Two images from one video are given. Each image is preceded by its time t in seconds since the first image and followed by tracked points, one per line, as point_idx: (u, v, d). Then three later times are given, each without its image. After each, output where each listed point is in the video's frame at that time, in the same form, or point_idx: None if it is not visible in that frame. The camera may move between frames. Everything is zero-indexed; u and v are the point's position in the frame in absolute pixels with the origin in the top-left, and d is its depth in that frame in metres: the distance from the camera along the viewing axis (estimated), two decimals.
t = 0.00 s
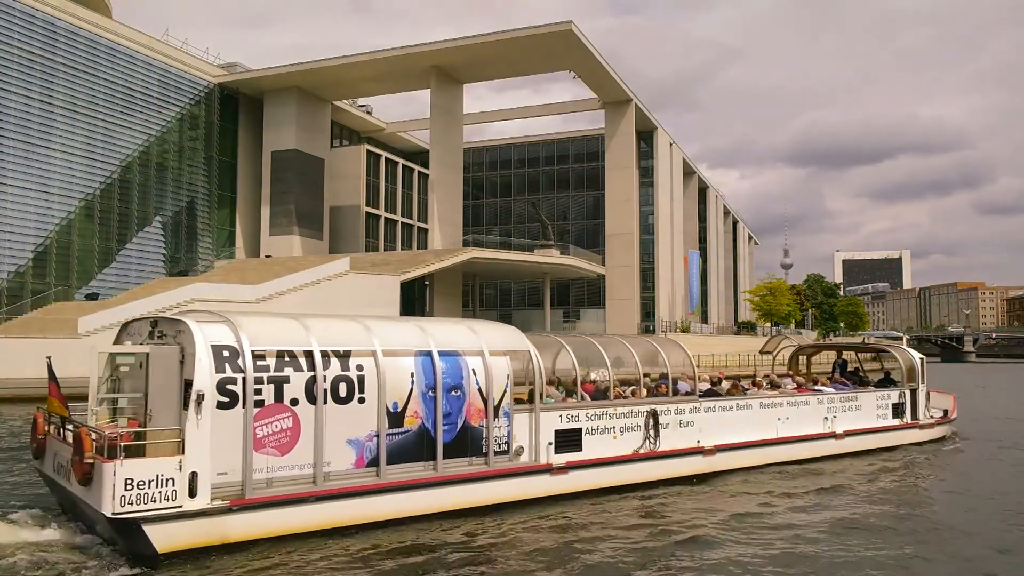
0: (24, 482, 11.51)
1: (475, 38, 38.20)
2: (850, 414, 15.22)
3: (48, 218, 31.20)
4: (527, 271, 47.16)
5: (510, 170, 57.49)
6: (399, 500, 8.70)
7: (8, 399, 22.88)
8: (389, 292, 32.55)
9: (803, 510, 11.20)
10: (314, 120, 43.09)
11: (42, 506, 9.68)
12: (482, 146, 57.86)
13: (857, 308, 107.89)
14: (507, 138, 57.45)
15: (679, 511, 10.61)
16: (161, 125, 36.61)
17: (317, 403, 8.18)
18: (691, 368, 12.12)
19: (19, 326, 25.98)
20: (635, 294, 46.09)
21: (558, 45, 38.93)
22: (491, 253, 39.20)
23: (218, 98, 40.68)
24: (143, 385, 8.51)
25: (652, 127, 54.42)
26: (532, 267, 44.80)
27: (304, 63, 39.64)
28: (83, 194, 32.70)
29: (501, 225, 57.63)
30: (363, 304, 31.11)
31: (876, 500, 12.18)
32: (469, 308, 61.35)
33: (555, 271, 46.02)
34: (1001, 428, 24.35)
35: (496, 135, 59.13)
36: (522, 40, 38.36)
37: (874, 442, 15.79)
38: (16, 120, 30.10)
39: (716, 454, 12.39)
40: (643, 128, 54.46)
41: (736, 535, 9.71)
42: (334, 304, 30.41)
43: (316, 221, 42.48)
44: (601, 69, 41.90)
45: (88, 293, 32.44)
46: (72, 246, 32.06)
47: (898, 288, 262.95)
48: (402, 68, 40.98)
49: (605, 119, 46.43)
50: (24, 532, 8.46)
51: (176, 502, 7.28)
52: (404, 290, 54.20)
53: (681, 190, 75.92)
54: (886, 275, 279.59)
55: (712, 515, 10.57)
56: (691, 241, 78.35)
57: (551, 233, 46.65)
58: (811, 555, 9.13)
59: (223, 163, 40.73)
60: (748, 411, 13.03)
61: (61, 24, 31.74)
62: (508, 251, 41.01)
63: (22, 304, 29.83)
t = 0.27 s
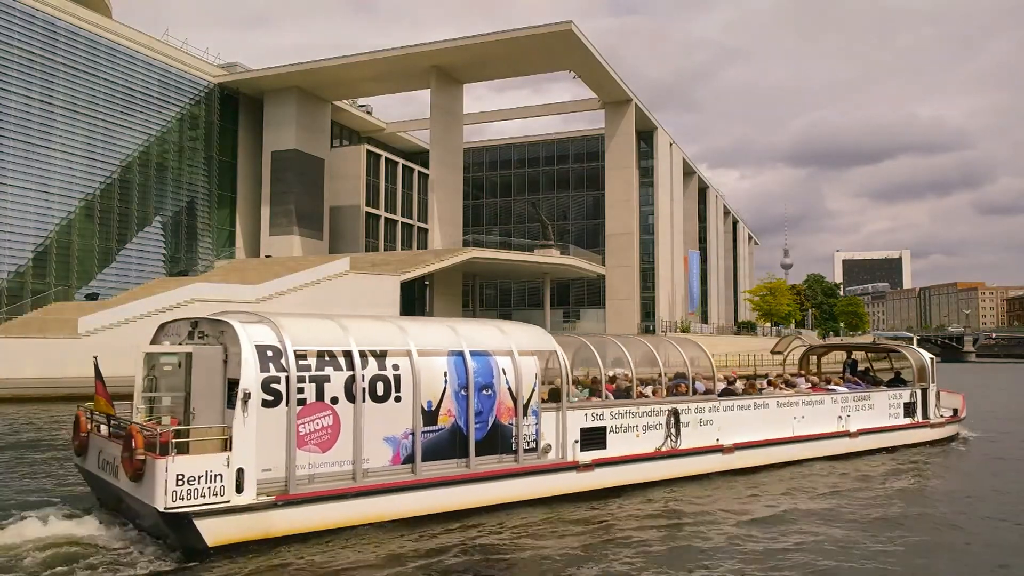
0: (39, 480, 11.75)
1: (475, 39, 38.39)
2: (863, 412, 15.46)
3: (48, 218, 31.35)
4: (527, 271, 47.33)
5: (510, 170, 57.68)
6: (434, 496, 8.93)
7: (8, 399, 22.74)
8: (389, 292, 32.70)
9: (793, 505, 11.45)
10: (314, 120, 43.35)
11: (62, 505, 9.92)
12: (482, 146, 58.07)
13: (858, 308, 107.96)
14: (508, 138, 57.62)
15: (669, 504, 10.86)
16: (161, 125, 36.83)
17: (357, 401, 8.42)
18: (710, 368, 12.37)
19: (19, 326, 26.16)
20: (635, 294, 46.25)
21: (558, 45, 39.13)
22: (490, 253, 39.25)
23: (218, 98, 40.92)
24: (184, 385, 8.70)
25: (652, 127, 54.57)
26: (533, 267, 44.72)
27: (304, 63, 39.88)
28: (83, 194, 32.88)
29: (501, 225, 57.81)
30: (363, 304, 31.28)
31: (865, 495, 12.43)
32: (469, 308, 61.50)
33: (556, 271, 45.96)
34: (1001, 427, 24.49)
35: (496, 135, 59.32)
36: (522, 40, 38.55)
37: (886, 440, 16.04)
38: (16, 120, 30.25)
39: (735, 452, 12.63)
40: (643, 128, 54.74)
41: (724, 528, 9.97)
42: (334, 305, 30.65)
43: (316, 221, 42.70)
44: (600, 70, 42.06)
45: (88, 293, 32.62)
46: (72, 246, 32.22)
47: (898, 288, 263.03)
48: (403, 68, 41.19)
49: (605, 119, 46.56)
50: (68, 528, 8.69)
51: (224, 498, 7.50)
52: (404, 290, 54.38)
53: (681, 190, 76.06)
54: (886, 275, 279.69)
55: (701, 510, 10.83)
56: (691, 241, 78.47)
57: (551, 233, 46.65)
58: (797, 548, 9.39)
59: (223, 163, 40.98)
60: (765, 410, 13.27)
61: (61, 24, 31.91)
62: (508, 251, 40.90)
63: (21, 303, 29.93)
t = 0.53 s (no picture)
0: (49, 480, 11.93)
1: (475, 39, 38.60)
2: (875, 411, 15.71)
3: (48, 218, 31.51)
4: (527, 270, 47.50)
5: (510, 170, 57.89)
6: (466, 493, 9.16)
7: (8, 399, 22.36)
8: (389, 291, 32.87)
9: (785, 499, 11.69)
10: (314, 120, 43.60)
11: (73, 505, 10.10)
12: (482, 146, 58.29)
13: (858, 308, 108.08)
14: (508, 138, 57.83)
15: (658, 496, 11.09)
16: (161, 125, 37.05)
17: (393, 400, 8.66)
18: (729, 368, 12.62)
19: (20, 326, 26.37)
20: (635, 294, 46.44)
21: (557, 45, 39.33)
22: (490, 253, 39.44)
23: (218, 98, 41.17)
24: (228, 380, 9.00)
25: (651, 127, 54.75)
26: (533, 267, 44.90)
27: (304, 63, 40.12)
28: (83, 194, 33.04)
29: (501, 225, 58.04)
30: (364, 303, 31.46)
31: (854, 490, 12.66)
32: (469, 308, 61.68)
33: (556, 271, 46.15)
34: (1001, 425, 24.62)
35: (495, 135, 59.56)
36: (522, 40, 38.75)
37: (899, 439, 16.29)
38: (16, 120, 30.39)
39: (754, 451, 12.88)
40: (643, 128, 54.94)
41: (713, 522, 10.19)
42: (335, 305, 30.87)
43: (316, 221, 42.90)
44: (600, 70, 42.26)
45: (88, 293, 32.77)
46: (72, 247, 32.38)
47: (898, 288, 263.24)
48: (403, 68, 41.41)
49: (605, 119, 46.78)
50: (112, 524, 8.96)
51: (269, 493, 7.73)
52: (404, 290, 54.58)
53: (682, 190, 76.24)
54: (887, 275, 279.64)
55: (689, 502, 11.06)
56: (691, 241, 78.63)
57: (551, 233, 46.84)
58: (785, 541, 9.62)
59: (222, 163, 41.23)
60: (783, 408, 13.51)
61: (61, 24, 32.08)
62: (508, 251, 41.06)
63: (21, 304, 30.08)
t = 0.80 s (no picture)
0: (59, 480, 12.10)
1: (475, 39, 38.80)
2: (888, 410, 15.95)
3: (48, 218, 31.64)
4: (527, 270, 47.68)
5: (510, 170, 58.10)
6: (497, 489, 9.40)
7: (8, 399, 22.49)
8: (390, 291, 33.03)
9: (779, 494, 11.94)
10: (314, 120, 43.85)
11: (85, 505, 10.28)
12: (482, 146, 58.52)
13: (858, 308, 108.19)
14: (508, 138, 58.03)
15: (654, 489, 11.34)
16: (160, 125, 37.25)
17: (429, 399, 8.90)
18: (747, 368, 12.84)
19: (20, 326, 26.57)
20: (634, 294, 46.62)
21: (557, 45, 39.52)
22: (490, 253, 39.63)
23: (218, 98, 41.40)
24: (268, 378, 9.25)
25: (651, 127, 54.93)
26: (533, 267, 45.06)
27: (304, 63, 40.35)
28: (83, 194, 33.20)
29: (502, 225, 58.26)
30: (365, 303, 31.66)
31: (845, 485, 12.92)
32: (469, 308, 61.88)
33: (556, 271, 46.32)
34: (999, 424, 24.78)
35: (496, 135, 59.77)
36: (522, 40, 38.94)
37: (910, 437, 16.52)
38: (16, 120, 30.51)
39: (771, 449, 13.12)
40: (643, 128, 55.12)
41: (700, 514, 10.47)
42: (335, 304, 31.10)
43: (316, 221, 43.13)
44: (600, 70, 42.45)
45: (87, 293, 32.87)
46: (72, 247, 32.54)
47: (898, 288, 263.39)
48: (403, 68, 41.63)
49: (605, 119, 46.99)
50: (151, 520, 9.19)
51: (312, 489, 7.97)
52: (405, 290, 54.80)
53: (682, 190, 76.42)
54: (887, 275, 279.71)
55: (677, 493, 11.34)
56: (691, 241, 78.79)
57: (551, 233, 47.01)
58: (772, 534, 9.89)
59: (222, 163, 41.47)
60: (799, 407, 13.76)
61: (61, 24, 32.21)
62: (508, 251, 41.22)
63: (21, 303, 30.23)
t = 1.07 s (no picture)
0: (73, 480, 12.29)
1: (475, 39, 39.01)
2: (900, 409, 16.19)
3: (48, 218, 31.78)
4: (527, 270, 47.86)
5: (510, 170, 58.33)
6: (527, 486, 9.63)
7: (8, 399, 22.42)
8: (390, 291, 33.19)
9: (774, 488, 12.18)
10: (314, 119, 44.10)
11: (98, 505, 10.48)
12: (482, 146, 58.75)
13: (858, 308, 108.37)
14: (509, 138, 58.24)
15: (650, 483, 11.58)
16: (160, 125, 37.46)
17: (462, 397, 9.16)
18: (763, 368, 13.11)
19: (20, 326, 26.74)
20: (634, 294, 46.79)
21: (557, 45, 39.73)
22: (489, 253, 39.82)
23: (218, 98, 41.64)
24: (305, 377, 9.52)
25: (651, 127, 55.13)
26: (533, 266, 45.23)
27: (305, 63, 40.59)
28: (83, 194, 33.36)
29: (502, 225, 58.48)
30: (366, 302, 31.84)
31: (834, 479, 13.20)
32: (469, 308, 62.07)
33: (556, 270, 46.50)
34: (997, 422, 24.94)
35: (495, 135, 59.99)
36: (522, 40, 39.15)
37: (921, 436, 16.75)
38: (17, 120, 30.64)
39: (788, 447, 13.37)
40: (643, 128, 55.32)
41: (690, 504, 10.73)
42: (336, 304, 31.30)
43: (316, 221, 43.35)
44: (600, 70, 42.64)
45: (88, 293, 32.95)
46: (72, 247, 32.70)
47: (898, 288, 263.54)
48: (404, 68, 41.86)
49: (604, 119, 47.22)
50: (187, 516, 9.42)
51: (352, 485, 8.21)
52: (405, 290, 55.00)
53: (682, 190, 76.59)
54: (887, 275, 279.84)
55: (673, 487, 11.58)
56: (691, 241, 78.96)
57: (551, 233, 47.19)
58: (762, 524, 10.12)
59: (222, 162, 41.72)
60: (814, 406, 14.00)
61: (61, 23, 32.39)
62: (508, 251, 41.40)
63: (21, 303, 30.36)
